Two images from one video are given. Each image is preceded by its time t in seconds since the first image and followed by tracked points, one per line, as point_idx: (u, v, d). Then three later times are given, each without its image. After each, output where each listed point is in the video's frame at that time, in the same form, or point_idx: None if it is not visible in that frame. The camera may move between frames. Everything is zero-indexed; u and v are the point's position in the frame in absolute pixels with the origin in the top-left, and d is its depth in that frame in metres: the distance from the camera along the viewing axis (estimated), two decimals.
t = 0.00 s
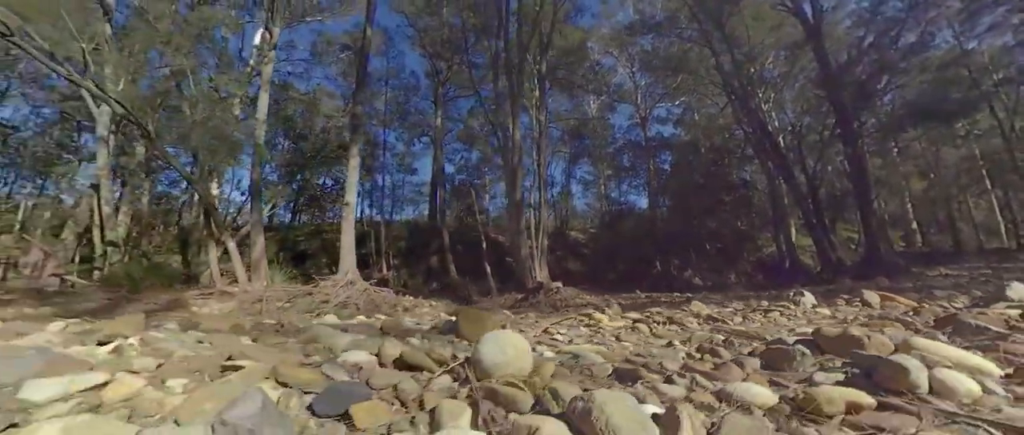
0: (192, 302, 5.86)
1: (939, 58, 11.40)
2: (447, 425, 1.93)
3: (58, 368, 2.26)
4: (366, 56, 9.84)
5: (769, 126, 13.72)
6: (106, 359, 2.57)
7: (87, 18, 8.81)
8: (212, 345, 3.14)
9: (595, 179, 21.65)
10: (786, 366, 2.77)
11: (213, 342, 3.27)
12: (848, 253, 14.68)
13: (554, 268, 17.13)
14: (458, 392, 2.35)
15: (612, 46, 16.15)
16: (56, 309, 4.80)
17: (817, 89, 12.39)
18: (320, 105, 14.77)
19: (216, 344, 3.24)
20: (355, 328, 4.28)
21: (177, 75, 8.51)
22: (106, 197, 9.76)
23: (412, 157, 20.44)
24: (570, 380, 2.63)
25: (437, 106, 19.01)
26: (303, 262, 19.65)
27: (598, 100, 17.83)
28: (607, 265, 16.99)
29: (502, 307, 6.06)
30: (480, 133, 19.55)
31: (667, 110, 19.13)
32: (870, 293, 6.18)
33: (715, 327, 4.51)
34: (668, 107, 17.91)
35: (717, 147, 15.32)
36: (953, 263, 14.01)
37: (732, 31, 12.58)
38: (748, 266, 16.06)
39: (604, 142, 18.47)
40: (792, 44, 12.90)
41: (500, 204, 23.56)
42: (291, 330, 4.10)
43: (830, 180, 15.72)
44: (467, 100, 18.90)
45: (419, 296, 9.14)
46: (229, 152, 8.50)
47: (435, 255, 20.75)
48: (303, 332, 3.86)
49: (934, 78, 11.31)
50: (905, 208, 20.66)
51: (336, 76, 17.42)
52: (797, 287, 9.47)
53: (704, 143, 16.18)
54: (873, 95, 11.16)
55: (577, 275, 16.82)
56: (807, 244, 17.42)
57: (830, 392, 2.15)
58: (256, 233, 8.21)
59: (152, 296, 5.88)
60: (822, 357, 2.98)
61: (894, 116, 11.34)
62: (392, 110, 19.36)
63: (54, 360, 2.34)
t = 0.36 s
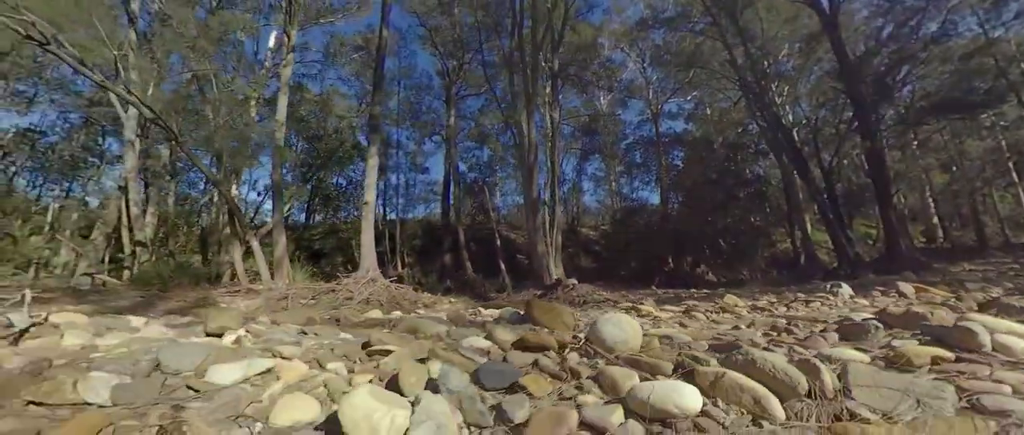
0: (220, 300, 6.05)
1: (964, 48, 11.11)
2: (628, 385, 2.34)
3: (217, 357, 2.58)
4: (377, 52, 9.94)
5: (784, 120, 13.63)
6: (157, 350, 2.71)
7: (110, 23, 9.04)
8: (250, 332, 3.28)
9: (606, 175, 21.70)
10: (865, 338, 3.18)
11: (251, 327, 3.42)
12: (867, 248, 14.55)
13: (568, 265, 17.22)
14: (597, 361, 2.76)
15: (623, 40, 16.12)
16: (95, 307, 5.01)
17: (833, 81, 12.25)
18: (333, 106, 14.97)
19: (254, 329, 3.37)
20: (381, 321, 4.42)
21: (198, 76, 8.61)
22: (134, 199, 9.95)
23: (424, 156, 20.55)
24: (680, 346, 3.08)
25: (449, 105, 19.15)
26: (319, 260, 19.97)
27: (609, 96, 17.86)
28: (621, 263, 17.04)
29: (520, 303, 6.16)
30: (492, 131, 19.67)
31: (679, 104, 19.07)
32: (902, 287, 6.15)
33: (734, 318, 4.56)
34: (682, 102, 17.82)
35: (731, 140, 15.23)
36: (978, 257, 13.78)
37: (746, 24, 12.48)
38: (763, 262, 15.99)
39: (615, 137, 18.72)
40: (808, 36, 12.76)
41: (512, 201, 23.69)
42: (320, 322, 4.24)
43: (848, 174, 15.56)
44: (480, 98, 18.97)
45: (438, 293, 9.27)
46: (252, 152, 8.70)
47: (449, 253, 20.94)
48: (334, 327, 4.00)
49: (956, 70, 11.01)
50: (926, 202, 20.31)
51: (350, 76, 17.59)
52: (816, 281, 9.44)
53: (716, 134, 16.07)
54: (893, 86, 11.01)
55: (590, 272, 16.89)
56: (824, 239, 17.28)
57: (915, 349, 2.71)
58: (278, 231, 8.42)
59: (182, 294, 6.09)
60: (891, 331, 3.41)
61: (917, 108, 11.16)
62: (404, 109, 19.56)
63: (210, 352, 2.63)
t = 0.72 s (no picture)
0: (249, 299, 6.21)
1: (993, 36, 10.52)
2: (774, 376, 2.67)
3: (377, 364, 2.79)
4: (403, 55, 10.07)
5: (802, 115, 13.49)
6: (207, 360, 2.84)
7: (134, 28, 9.25)
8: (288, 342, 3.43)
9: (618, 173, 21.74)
10: (944, 337, 3.52)
11: (287, 339, 3.56)
12: (888, 245, 14.38)
13: (583, 263, 17.24)
14: (716, 359, 3.08)
15: (635, 36, 16.06)
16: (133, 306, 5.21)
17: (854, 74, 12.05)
18: (348, 106, 15.17)
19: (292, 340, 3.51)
20: (408, 325, 4.53)
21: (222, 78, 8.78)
22: (161, 200, 10.17)
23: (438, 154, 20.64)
24: (779, 345, 3.41)
25: (462, 104, 19.28)
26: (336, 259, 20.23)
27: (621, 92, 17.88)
28: (633, 261, 16.90)
29: (540, 301, 6.19)
30: (505, 130, 19.75)
31: (692, 100, 19.01)
32: (944, 285, 6.16)
33: (760, 319, 4.56)
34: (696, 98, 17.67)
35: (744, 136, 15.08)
36: (1007, 255, 13.51)
37: (764, 17, 12.35)
38: (781, 260, 15.84)
39: (627, 134, 18.80)
40: (826, 28, 12.58)
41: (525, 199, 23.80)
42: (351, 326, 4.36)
43: (868, 170, 15.37)
44: (492, 96, 19.07)
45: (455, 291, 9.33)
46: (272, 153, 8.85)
47: (464, 251, 21.08)
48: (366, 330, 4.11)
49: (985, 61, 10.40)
50: (949, 198, 19.95)
51: (365, 76, 17.73)
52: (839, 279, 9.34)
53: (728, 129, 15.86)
54: (917, 79, 10.80)
55: (605, 270, 16.89)
56: (843, 236, 17.07)
57: (1003, 347, 2.98)
58: (301, 231, 8.59)
59: (213, 292, 6.27)
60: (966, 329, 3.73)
61: (943, 102, 10.93)
62: (417, 108, 19.71)
63: (370, 361, 2.82)
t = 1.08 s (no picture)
0: (277, 294, 6.40)
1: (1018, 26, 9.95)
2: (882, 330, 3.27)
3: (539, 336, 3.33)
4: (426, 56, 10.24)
5: (820, 110, 13.32)
6: (262, 355, 3.03)
7: (161, 31, 9.52)
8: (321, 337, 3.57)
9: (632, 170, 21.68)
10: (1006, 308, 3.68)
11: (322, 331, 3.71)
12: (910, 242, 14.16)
13: (598, 260, 17.31)
14: (816, 325, 3.58)
15: (648, 32, 16.01)
16: (172, 299, 5.46)
17: (874, 68, 11.84)
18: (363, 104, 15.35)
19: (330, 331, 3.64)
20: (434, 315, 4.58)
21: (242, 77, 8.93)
22: (190, 199, 10.46)
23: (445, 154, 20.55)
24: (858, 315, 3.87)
25: (476, 102, 19.38)
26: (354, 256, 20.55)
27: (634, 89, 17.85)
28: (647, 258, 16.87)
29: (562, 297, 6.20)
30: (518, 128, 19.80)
31: (706, 96, 18.88)
32: (985, 275, 6.00)
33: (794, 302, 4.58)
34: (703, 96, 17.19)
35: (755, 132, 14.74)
36: None
37: (781, 12, 12.22)
38: (800, 258, 15.71)
39: (640, 131, 18.74)
40: (845, 23, 12.38)
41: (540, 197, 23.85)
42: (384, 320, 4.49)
43: (890, 165, 15.09)
44: (506, 94, 19.13)
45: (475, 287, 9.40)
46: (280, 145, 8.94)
47: (479, 249, 21.25)
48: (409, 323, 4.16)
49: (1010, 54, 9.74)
50: (975, 194, 19.51)
51: (379, 76, 17.89)
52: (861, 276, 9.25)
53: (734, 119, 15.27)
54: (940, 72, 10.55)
55: (621, 267, 16.94)
56: (865, 232, 16.83)
57: None
58: (325, 228, 8.77)
59: (242, 287, 6.47)
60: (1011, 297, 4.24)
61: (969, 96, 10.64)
62: (432, 107, 19.86)
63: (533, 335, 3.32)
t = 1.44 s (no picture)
0: (301, 293, 6.57)
1: None
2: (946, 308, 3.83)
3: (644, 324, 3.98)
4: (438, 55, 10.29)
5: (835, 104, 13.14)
6: (308, 359, 3.13)
7: (179, 38, 9.75)
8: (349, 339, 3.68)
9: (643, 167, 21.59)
10: None
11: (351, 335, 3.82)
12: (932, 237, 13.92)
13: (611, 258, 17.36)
14: (881, 307, 4.14)
15: (657, 28, 15.90)
16: (202, 300, 5.65)
17: (892, 61, 11.61)
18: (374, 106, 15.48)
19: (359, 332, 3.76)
20: (459, 319, 4.74)
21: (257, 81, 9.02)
22: (211, 201, 10.71)
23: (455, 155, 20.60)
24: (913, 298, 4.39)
25: (486, 102, 19.41)
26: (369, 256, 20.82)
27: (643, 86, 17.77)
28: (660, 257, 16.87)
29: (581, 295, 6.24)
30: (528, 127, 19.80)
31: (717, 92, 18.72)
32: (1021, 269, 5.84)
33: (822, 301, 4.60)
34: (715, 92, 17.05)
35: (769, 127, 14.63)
36: None
37: (795, 6, 12.05)
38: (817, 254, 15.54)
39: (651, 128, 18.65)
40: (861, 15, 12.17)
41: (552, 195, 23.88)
42: (409, 320, 4.59)
43: (910, 158, 14.83)
44: (515, 93, 19.14)
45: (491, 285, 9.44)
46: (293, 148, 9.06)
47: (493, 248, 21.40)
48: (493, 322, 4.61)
49: None
50: (998, 187, 19.08)
51: (389, 79, 18.03)
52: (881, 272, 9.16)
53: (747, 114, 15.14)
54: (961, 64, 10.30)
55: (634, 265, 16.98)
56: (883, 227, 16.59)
57: None
58: (345, 229, 8.93)
59: (266, 288, 6.64)
60: None
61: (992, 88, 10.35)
62: (442, 107, 19.94)
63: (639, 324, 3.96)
